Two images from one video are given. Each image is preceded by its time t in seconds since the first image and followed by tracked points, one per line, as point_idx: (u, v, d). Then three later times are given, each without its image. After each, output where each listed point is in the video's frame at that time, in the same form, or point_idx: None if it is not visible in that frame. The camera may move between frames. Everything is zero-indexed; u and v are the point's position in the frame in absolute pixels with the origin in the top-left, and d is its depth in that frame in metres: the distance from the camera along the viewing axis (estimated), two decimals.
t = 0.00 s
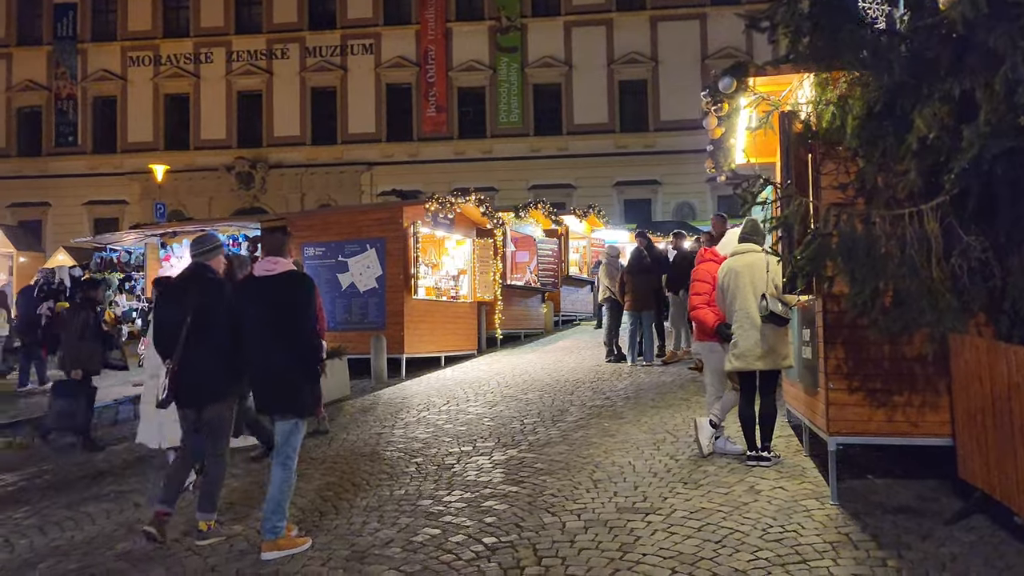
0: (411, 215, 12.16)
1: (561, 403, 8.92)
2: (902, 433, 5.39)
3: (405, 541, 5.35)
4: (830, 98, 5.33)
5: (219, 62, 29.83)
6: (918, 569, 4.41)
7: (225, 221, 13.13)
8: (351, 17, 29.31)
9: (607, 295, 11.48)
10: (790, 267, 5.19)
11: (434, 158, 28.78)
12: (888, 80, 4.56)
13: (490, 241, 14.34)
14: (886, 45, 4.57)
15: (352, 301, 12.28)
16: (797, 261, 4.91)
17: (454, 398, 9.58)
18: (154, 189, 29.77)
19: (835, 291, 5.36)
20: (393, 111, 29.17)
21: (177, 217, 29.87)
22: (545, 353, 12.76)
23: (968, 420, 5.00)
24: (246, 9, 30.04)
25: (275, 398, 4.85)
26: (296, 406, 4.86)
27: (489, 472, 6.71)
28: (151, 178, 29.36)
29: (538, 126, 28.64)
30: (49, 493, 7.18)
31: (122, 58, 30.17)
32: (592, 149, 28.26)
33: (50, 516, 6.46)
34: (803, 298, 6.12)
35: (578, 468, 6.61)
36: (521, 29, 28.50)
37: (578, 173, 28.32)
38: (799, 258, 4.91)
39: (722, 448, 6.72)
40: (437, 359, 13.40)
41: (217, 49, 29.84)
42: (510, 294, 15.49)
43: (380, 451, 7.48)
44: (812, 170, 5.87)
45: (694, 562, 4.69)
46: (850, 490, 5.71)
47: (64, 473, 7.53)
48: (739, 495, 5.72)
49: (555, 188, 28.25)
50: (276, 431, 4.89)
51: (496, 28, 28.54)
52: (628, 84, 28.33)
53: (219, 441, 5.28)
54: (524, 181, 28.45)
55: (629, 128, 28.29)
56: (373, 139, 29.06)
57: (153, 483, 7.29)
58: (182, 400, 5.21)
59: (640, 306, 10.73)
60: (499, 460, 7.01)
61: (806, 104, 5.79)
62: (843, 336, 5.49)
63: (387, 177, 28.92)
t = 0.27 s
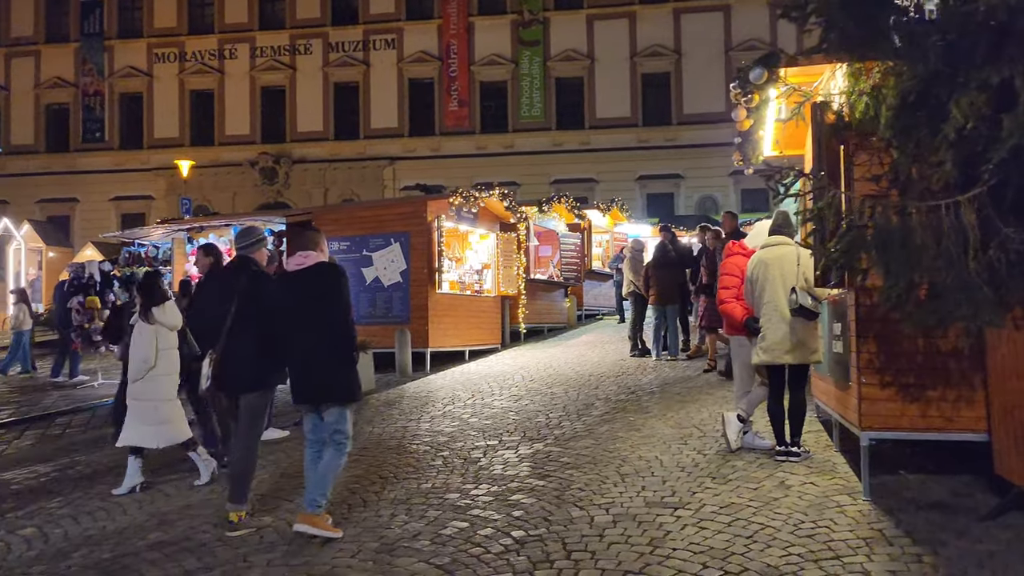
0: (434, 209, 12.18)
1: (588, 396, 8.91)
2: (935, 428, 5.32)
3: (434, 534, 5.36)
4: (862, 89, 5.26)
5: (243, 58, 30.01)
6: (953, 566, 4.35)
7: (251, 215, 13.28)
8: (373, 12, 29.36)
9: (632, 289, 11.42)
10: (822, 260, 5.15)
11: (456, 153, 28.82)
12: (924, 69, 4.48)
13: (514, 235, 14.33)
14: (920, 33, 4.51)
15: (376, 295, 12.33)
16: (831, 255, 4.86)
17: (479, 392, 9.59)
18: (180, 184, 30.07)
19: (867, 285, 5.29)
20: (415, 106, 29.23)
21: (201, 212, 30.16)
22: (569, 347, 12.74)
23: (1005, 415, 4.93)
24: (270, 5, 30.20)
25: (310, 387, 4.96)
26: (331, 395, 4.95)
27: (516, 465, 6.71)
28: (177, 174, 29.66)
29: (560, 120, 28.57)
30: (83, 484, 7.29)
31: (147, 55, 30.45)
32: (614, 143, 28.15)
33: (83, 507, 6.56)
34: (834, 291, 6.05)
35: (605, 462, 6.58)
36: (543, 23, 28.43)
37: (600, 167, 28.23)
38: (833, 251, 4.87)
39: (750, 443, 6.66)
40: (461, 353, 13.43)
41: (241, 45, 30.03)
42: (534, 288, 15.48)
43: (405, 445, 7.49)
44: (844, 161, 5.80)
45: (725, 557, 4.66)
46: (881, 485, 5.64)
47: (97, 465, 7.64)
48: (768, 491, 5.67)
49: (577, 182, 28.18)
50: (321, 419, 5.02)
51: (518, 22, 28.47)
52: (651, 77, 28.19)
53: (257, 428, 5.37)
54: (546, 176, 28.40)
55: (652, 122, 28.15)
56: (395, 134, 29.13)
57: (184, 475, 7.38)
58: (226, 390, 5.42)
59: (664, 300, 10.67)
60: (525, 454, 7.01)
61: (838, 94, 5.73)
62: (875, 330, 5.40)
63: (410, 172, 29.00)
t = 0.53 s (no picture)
0: (472, 206, 12.22)
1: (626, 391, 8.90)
2: (987, 424, 5.21)
3: (477, 528, 5.38)
4: (911, 78, 5.15)
5: (280, 57, 30.33)
6: (1009, 564, 4.26)
7: (290, 212, 13.47)
8: (407, 10, 29.49)
9: (668, 284, 11.34)
10: (871, 252, 5.06)
11: (490, 149, 28.87)
12: (975, 58, 4.36)
13: (550, 231, 14.31)
14: (973, 21, 4.40)
15: (414, 291, 12.42)
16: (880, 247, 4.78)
17: (517, 387, 9.61)
18: (219, 183, 30.55)
19: (917, 278, 5.18)
20: (450, 103, 29.32)
21: (239, 210, 30.61)
22: (605, 343, 12.70)
23: None
24: (305, 4, 30.48)
25: (363, 379, 5.17)
26: (385, 386, 5.17)
27: (557, 460, 6.71)
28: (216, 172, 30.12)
29: (594, 115, 28.46)
30: (132, 477, 7.45)
31: (186, 56, 30.92)
32: (648, 138, 27.97)
33: (133, 499, 6.70)
34: (879, 285, 5.95)
35: (647, 457, 6.56)
36: (576, 18, 28.31)
37: (634, 162, 28.06)
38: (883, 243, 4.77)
39: (794, 439, 6.57)
40: (498, 348, 13.47)
41: (277, 44, 30.36)
42: (570, 284, 15.46)
43: (446, 439, 7.54)
44: (892, 153, 5.70)
45: (773, 554, 4.60)
46: (930, 482, 5.55)
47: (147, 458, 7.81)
48: (815, 487, 5.60)
49: (612, 177, 28.07)
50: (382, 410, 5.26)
51: (551, 17, 28.38)
52: (686, 70, 27.93)
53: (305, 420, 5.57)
54: (580, 171, 28.32)
55: (687, 115, 27.90)
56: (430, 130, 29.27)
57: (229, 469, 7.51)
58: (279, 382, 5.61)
59: (701, 296, 10.57)
60: (565, 448, 7.01)
61: (887, 84, 5.63)
62: (925, 324, 5.29)
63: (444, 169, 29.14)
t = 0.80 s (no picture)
0: (522, 201, 12.24)
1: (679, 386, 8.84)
2: None
3: (534, 522, 5.39)
4: (979, 65, 4.98)
5: (330, 56, 30.72)
6: None
7: (343, 209, 13.67)
8: (454, 6, 29.60)
9: (721, 279, 11.22)
10: (937, 245, 4.91)
11: (538, 144, 28.90)
12: None
13: (600, 226, 14.26)
14: None
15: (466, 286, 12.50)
16: (947, 240, 4.63)
17: (568, 382, 9.59)
18: (272, 181, 31.14)
19: (986, 272, 5.02)
20: (497, 98, 29.37)
21: (291, 207, 31.17)
22: (657, 337, 12.63)
23: None
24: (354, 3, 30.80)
25: (434, 373, 5.31)
26: (456, 380, 5.31)
27: (611, 455, 6.68)
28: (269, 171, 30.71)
29: (642, 109, 28.24)
30: (195, 470, 7.66)
31: (240, 57, 31.55)
32: (698, 131, 27.66)
33: (197, 490, 6.90)
34: (945, 278, 5.78)
35: (704, 453, 6.49)
36: (624, 11, 28.11)
37: (684, 156, 27.79)
38: (949, 236, 4.63)
39: (855, 435, 6.43)
40: (549, 343, 13.50)
41: (327, 43, 30.75)
42: (620, 279, 15.41)
43: (499, 434, 7.56)
44: (961, 141, 5.51)
45: (837, 552, 4.52)
46: (1000, 480, 5.39)
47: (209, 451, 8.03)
48: (878, 484, 5.48)
49: (661, 171, 27.85)
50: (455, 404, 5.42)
51: (599, 10, 28.22)
52: (736, 62, 27.52)
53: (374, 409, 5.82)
54: (629, 166, 28.18)
55: (737, 107, 27.51)
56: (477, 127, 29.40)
57: (289, 462, 7.67)
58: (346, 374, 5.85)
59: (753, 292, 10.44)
60: (620, 444, 6.98)
61: (954, 70, 5.46)
62: (994, 318, 5.13)
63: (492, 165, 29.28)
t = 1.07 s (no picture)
0: (581, 196, 12.22)
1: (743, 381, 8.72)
2: None
3: (599, 517, 5.40)
4: None
5: (389, 55, 31.10)
6: None
7: (405, 206, 13.89)
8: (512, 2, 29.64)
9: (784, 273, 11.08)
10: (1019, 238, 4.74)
11: (596, 139, 28.79)
12: None
13: (660, 220, 14.15)
14: None
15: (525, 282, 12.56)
16: None
17: (630, 377, 9.56)
18: (333, 179, 31.73)
19: None
20: (555, 94, 29.33)
21: (353, 205, 31.73)
22: (719, 332, 12.51)
23: None
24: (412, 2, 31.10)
25: (517, 362, 5.55)
26: (534, 369, 5.53)
27: (675, 451, 6.63)
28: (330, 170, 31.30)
29: (702, 101, 27.86)
30: (267, 461, 7.88)
31: (302, 58, 32.20)
32: (760, 123, 27.17)
33: (270, 481, 7.11)
34: None
35: (770, 450, 6.39)
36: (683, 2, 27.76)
37: (745, 148, 27.34)
38: None
39: (929, 433, 6.26)
40: (609, 339, 13.48)
41: (387, 42, 31.13)
42: (681, 273, 15.28)
43: (562, 429, 7.57)
44: None
45: (912, 551, 4.41)
46: None
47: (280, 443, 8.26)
48: (954, 484, 5.32)
49: (721, 164, 27.47)
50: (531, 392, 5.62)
51: (657, 2, 27.92)
52: (800, 51, 26.90)
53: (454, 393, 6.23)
54: (688, 159, 27.88)
55: (801, 97, 26.90)
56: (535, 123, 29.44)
57: (356, 454, 7.84)
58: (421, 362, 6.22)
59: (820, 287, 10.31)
60: (683, 439, 6.92)
61: None
62: None
63: (550, 160, 29.32)
